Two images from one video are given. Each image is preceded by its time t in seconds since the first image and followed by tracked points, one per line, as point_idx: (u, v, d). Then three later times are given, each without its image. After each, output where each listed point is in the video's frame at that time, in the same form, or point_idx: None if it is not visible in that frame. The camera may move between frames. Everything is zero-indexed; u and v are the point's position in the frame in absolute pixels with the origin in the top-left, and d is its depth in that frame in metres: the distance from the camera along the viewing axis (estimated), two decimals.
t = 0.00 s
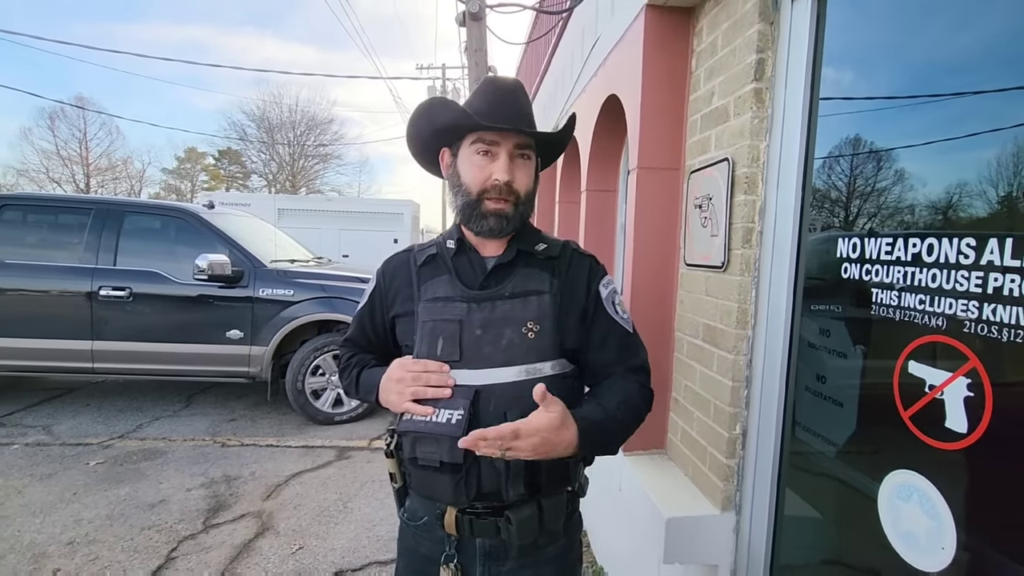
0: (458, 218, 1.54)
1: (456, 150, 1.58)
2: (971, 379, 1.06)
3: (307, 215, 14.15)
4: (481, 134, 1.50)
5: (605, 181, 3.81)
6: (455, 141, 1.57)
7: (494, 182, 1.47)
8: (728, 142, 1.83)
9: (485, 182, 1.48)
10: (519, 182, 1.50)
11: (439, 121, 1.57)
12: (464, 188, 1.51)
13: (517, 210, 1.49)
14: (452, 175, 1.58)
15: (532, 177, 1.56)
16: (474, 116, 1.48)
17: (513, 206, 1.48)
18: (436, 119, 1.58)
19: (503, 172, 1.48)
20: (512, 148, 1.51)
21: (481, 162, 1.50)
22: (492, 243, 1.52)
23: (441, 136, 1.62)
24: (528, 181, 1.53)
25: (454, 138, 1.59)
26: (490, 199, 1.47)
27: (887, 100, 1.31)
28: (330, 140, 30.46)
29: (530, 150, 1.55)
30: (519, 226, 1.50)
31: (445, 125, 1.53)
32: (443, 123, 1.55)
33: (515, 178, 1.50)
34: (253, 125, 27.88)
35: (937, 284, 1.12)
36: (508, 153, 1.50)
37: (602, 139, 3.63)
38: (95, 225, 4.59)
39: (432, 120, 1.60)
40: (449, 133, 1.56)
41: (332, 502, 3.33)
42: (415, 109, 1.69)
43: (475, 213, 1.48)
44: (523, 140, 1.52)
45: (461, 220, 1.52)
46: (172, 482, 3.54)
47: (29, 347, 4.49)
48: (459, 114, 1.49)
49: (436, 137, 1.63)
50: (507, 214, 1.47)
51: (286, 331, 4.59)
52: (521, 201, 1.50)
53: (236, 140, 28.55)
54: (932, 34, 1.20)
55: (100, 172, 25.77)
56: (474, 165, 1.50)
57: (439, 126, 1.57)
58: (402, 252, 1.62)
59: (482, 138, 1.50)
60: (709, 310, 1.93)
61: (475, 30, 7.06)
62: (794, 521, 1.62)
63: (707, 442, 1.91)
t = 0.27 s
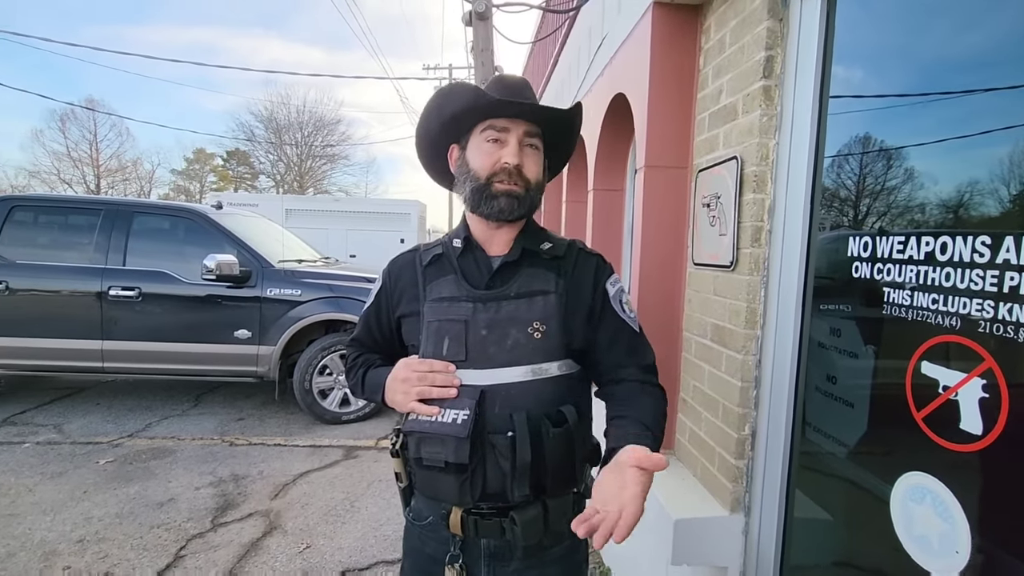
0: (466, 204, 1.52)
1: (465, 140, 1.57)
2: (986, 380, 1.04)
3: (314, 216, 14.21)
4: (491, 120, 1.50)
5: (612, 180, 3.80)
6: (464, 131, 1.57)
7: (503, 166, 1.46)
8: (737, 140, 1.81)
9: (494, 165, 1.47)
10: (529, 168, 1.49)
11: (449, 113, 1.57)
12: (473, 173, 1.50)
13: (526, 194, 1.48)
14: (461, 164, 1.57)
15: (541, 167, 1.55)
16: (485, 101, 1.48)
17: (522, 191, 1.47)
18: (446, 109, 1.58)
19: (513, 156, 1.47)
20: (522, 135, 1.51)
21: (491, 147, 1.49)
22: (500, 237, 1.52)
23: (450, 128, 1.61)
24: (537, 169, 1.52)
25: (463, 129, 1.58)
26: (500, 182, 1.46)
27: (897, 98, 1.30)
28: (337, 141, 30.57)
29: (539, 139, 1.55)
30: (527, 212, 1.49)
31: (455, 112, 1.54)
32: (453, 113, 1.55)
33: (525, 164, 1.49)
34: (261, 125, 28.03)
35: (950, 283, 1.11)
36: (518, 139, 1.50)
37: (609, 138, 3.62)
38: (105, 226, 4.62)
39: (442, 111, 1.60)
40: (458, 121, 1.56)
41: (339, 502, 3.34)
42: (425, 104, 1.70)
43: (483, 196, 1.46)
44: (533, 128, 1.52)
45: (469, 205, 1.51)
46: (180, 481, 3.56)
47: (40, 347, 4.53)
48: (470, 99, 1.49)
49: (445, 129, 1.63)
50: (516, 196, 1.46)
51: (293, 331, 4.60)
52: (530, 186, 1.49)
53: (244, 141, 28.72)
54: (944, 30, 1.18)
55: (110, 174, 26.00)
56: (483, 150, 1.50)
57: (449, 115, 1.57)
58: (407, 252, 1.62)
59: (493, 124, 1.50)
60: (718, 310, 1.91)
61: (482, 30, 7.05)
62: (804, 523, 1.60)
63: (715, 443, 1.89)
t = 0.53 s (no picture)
0: (477, 206, 1.53)
1: (478, 139, 1.58)
2: (994, 378, 1.04)
3: (321, 215, 14.27)
4: (506, 124, 1.50)
5: (619, 179, 3.80)
6: (478, 131, 1.58)
7: (515, 172, 1.47)
8: (744, 139, 1.81)
9: (507, 171, 1.48)
10: (541, 173, 1.50)
11: (463, 111, 1.58)
12: (485, 176, 1.51)
13: (536, 203, 1.49)
14: (473, 165, 1.58)
15: (552, 172, 1.57)
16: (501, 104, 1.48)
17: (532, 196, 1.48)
18: (460, 107, 1.59)
19: (526, 161, 1.48)
20: (536, 141, 1.52)
21: (504, 150, 1.50)
22: (509, 237, 1.52)
23: (464, 127, 1.62)
24: (548, 174, 1.54)
25: (477, 128, 1.59)
26: (510, 189, 1.47)
27: (905, 96, 1.29)
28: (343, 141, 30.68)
29: (551, 144, 1.56)
30: (537, 217, 1.50)
31: (470, 112, 1.54)
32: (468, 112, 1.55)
33: (537, 169, 1.50)
34: (268, 126, 28.17)
35: (957, 281, 1.11)
36: (531, 145, 1.51)
37: (616, 138, 3.62)
38: (114, 226, 4.66)
39: (456, 109, 1.61)
40: (472, 121, 1.57)
41: (346, 500, 3.36)
42: (440, 101, 1.70)
43: (494, 201, 1.48)
44: (547, 134, 1.53)
45: (479, 208, 1.52)
46: (189, 478, 3.59)
47: (51, 345, 4.58)
48: (486, 101, 1.49)
49: (458, 126, 1.63)
50: (526, 205, 1.47)
51: (300, 330, 4.63)
52: (540, 194, 1.50)
53: (251, 141, 28.87)
54: (952, 28, 1.18)
55: (119, 174, 26.21)
56: (496, 154, 1.51)
57: (463, 114, 1.57)
58: (415, 250, 1.63)
59: (507, 127, 1.50)
60: (724, 309, 1.91)
61: (488, 29, 7.07)
62: (811, 522, 1.60)
63: (722, 442, 1.90)
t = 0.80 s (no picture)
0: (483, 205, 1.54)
1: (484, 140, 1.59)
2: (997, 376, 1.05)
3: (325, 215, 14.32)
4: (511, 124, 1.52)
5: (623, 179, 3.81)
6: (483, 131, 1.59)
7: (521, 170, 1.49)
8: (748, 138, 1.82)
9: (512, 169, 1.49)
10: (546, 173, 1.51)
11: (469, 112, 1.59)
12: (491, 176, 1.52)
13: (542, 200, 1.50)
14: (478, 165, 1.59)
15: (557, 171, 1.58)
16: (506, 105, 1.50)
17: (538, 195, 1.49)
18: (467, 108, 1.60)
19: (531, 161, 1.49)
20: (541, 140, 1.53)
21: (510, 150, 1.51)
22: (516, 236, 1.54)
23: (469, 128, 1.63)
24: (553, 174, 1.55)
25: (482, 129, 1.60)
26: (516, 186, 1.48)
27: (912, 95, 1.30)
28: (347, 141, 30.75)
29: (557, 144, 1.57)
30: (543, 216, 1.51)
31: (476, 112, 1.55)
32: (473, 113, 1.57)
33: (542, 169, 1.51)
34: (273, 126, 28.27)
35: (961, 280, 1.11)
36: (536, 144, 1.52)
37: (620, 138, 3.63)
38: (121, 225, 4.70)
39: (462, 110, 1.62)
40: (478, 122, 1.58)
41: (351, 498, 3.38)
42: (446, 102, 1.72)
43: (500, 199, 1.49)
44: (552, 134, 1.54)
45: (485, 207, 1.53)
46: (196, 476, 3.61)
47: (58, 344, 4.61)
48: (492, 102, 1.51)
49: (464, 126, 1.64)
50: (532, 202, 1.48)
51: (305, 329, 4.65)
52: (546, 191, 1.51)
53: (256, 141, 28.97)
54: (958, 27, 1.18)
55: (124, 174, 26.34)
56: (501, 154, 1.52)
57: (469, 114, 1.58)
58: (422, 250, 1.64)
59: (513, 128, 1.52)
60: (728, 308, 1.92)
61: (492, 29, 7.08)
62: (814, 520, 1.61)
63: (726, 441, 1.90)
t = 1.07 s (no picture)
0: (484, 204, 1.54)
1: (484, 139, 1.59)
2: (1004, 374, 1.04)
3: (327, 213, 14.32)
4: (511, 122, 1.51)
5: (626, 177, 3.80)
6: (484, 130, 1.59)
7: (521, 169, 1.48)
8: (752, 135, 1.81)
9: (512, 168, 1.48)
10: (546, 171, 1.50)
11: (469, 110, 1.59)
12: (491, 174, 1.52)
13: (543, 197, 1.49)
14: (479, 164, 1.59)
15: (559, 169, 1.57)
16: (506, 103, 1.49)
17: (539, 193, 1.48)
18: (467, 106, 1.59)
19: (531, 159, 1.48)
20: (541, 138, 1.53)
21: (510, 148, 1.51)
22: (518, 234, 1.53)
23: (470, 126, 1.63)
24: (554, 172, 1.54)
25: (483, 127, 1.60)
26: (516, 184, 1.47)
27: (918, 91, 1.29)
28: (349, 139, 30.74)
29: (558, 142, 1.56)
30: (544, 214, 1.51)
31: (476, 111, 1.55)
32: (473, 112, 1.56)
33: (542, 167, 1.50)
34: (275, 124, 28.27)
35: (967, 277, 1.10)
36: (536, 142, 1.51)
37: (623, 135, 3.61)
38: (124, 224, 4.70)
39: (463, 108, 1.62)
40: (478, 120, 1.57)
41: (354, 497, 3.38)
42: (447, 100, 1.71)
43: (500, 198, 1.48)
44: (552, 131, 1.53)
45: (487, 206, 1.53)
46: (198, 475, 3.62)
47: (61, 343, 4.62)
48: (492, 100, 1.50)
49: (465, 124, 1.63)
50: (533, 199, 1.47)
51: (308, 328, 4.66)
52: (547, 189, 1.50)
53: (257, 140, 28.98)
54: (964, 23, 1.17)
55: (127, 173, 26.37)
56: (502, 152, 1.51)
57: (470, 112, 1.57)
58: (424, 248, 1.63)
59: (513, 125, 1.51)
60: (732, 306, 1.91)
61: (494, 27, 7.07)
62: (818, 519, 1.60)
63: (730, 439, 1.90)
